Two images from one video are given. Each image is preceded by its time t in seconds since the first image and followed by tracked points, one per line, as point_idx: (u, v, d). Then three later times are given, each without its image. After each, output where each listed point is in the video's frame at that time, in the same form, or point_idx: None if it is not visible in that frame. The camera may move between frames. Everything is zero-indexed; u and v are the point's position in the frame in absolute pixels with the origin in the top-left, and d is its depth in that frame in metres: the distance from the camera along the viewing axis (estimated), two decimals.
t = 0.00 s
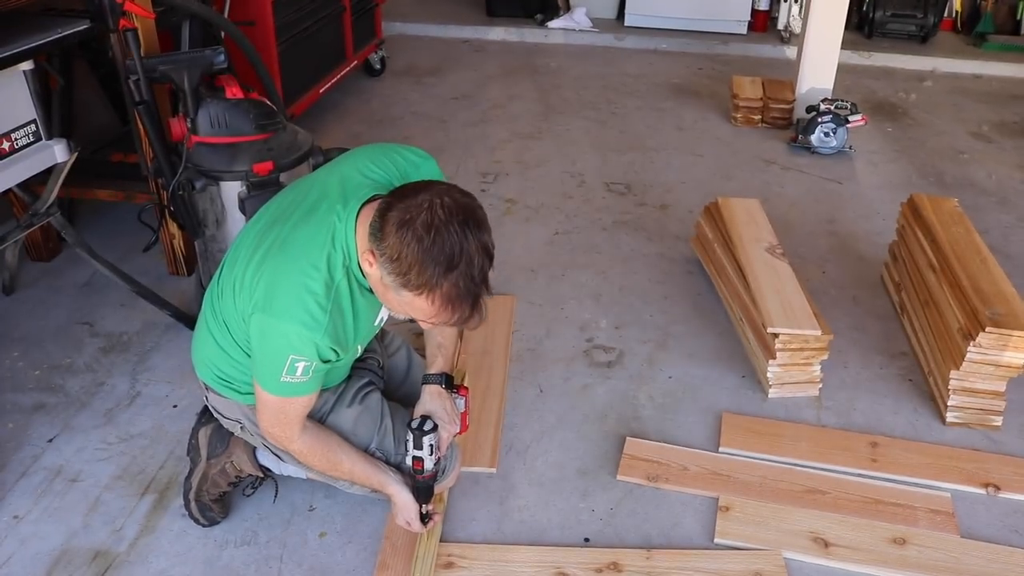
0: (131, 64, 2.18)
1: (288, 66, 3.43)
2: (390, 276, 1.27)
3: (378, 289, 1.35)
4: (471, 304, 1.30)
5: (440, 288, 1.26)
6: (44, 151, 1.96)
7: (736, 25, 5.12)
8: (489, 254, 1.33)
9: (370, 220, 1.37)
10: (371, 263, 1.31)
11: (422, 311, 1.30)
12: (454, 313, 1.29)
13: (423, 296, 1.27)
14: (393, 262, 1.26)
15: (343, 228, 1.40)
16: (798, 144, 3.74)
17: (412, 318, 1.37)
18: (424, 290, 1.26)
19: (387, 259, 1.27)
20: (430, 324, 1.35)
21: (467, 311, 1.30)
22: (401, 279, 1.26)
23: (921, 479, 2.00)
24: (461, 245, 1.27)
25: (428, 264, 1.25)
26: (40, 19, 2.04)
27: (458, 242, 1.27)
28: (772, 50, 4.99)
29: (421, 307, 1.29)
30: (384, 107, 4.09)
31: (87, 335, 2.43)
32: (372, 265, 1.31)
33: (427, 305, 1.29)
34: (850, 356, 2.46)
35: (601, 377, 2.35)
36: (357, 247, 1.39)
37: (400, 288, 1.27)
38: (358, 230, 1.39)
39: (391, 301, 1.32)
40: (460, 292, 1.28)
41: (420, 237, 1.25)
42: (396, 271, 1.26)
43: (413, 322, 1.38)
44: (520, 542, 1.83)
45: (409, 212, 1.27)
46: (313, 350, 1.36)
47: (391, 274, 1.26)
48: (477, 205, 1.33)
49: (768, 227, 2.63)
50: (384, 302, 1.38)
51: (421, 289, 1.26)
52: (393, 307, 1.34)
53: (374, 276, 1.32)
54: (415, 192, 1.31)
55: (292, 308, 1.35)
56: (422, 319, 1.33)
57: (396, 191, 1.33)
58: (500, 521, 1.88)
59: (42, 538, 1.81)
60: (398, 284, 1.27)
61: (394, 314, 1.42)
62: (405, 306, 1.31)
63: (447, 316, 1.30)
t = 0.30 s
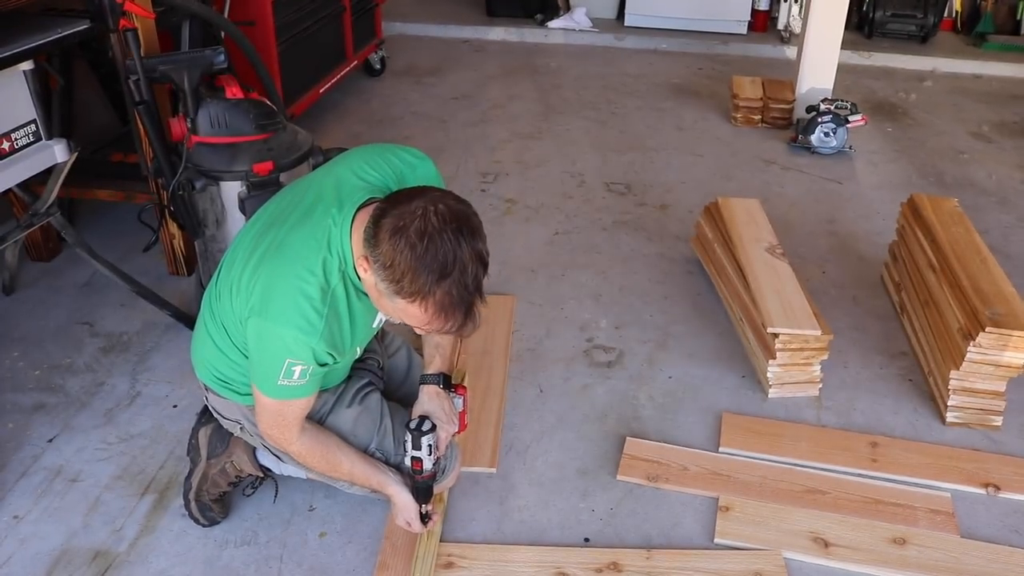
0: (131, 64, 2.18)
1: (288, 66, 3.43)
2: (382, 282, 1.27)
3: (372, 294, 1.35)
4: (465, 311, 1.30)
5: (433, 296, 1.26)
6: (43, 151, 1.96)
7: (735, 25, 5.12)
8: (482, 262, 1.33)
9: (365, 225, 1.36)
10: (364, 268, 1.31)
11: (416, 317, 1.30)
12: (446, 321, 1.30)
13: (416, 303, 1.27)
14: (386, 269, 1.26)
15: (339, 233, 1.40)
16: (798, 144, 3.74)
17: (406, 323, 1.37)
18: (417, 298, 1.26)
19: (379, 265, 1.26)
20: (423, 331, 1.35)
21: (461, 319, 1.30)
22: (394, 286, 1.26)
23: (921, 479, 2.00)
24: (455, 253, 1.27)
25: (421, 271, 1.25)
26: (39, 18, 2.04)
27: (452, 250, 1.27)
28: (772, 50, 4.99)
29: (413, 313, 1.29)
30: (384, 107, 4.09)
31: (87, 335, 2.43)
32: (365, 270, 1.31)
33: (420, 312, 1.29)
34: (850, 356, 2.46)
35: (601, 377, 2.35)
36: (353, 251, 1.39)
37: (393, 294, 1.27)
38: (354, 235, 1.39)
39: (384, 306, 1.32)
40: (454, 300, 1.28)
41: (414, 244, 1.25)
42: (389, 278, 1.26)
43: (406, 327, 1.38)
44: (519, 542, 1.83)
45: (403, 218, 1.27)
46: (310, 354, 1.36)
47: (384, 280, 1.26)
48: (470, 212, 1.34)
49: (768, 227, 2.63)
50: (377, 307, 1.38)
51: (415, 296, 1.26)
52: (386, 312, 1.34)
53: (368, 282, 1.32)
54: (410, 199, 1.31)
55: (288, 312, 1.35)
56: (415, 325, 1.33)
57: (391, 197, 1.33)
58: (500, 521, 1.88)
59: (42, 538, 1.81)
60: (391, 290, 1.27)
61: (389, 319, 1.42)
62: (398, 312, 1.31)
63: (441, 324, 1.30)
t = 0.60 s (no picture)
0: (131, 64, 2.18)
1: (288, 66, 3.43)
2: (381, 281, 1.27)
3: (371, 295, 1.35)
4: (463, 311, 1.30)
5: (432, 296, 1.26)
6: (43, 151, 1.96)
7: (736, 25, 5.12)
8: (481, 261, 1.33)
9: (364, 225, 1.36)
10: (363, 268, 1.31)
11: (414, 317, 1.30)
12: (445, 321, 1.29)
13: (414, 303, 1.27)
14: (384, 268, 1.26)
15: (338, 234, 1.40)
16: (798, 144, 3.74)
17: (406, 324, 1.37)
18: (415, 297, 1.26)
19: (378, 264, 1.27)
20: (422, 331, 1.35)
21: (459, 319, 1.30)
22: (392, 285, 1.26)
23: (920, 479, 2.00)
24: (453, 252, 1.27)
25: (419, 271, 1.25)
26: (39, 18, 2.04)
27: (450, 249, 1.27)
28: (772, 50, 4.99)
29: (411, 313, 1.29)
30: (384, 107, 4.09)
31: (87, 335, 2.43)
32: (364, 269, 1.31)
33: (418, 312, 1.29)
34: (850, 356, 2.46)
35: (601, 377, 2.35)
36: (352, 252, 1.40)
37: (391, 294, 1.27)
38: (353, 236, 1.39)
39: (383, 305, 1.33)
40: (452, 300, 1.28)
41: (411, 243, 1.25)
42: (387, 277, 1.26)
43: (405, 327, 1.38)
44: (520, 542, 1.83)
45: (401, 218, 1.27)
46: (309, 355, 1.36)
47: (383, 280, 1.27)
48: (469, 212, 1.33)
49: (768, 227, 2.63)
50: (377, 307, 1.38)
51: (413, 295, 1.26)
52: (385, 311, 1.35)
53: (366, 282, 1.32)
54: (408, 198, 1.31)
55: (289, 313, 1.35)
56: (414, 325, 1.33)
57: (389, 197, 1.33)
58: (500, 521, 1.88)
59: (42, 538, 1.81)
60: (389, 289, 1.27)
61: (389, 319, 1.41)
62: (397, 312, 1.31)
63: (440, 324, 1.30)
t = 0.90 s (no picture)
0: (131, 64, 2.18)
1: (288, 66, 3.43)
2: (390, 285, 1.27)
3: (378, 299, 1.35)
4: (472, 314, 1.30)
5: (441, 299, 1.26)
6: (43, 151, 1.96)
7: (735, 25, 5.12)
8: (489, 265, 1.33)
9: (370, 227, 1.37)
10: (371, 272, 1.31)
11: (423, 321, 1.30)
12: (454, 325, 1.30)
13: (423, 307, 1.27)
14: (393, 272, 1.26)
15: (343, 235, 1.40)
16: (798, 144, 3.74)
17: (412, 327, 1.37)
18: (424, 301, 1.26)
19: (387, 268, 1.26)
20: (430, 335, 1.35)
21: (468, 322, 1.30)
22: (402, 289, 1.26)
23: (920, 479, 2.00)
24: (462, 256, 1.28)
25: (429, 274, 1.25)
26: (39, 18, 2.04)
27: (458, 253, 1.27)
28: (772, 51, 4.99)
29: (421, 317, 1.29)
30: (384, 108, 4.09)
31: (87, 335, 2.43)
32: (372, 273, 1.31)
33: (427, 316, 1.29)
34: (850, 356, 2.46)
35: (601, 377, 2.35)
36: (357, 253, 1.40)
37: (400, 298, 1.27)
38: (358, 237, 1.39)
39: (391, 309, 1.32)
40: (461, 303, 1.28)
41: (420, 248, 1.25)
42: (396, 282, 1.26)
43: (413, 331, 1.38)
44: (520, 542, 1.83)
45: (409, 222, 1.27)
46: (302, 350, 1.36)
47: (391, 284, 1.26)
48: (476, 216, 1.34)
49: (768, 227, 2.63)
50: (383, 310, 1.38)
51: (422, 299, 1.26)
52: (393, 315, 1.34)
53: (374, 287, 1.32)
54: (415, 203, 1.31)
55: (287, 309, 1.35)
56: (422, 329, 1.33)
57: (396, 201, 1.33)
58: (500, 521, 1.88)
59: (42, 538, 1.81)
60: (398, 293, 1.27)
61: (394, 323, 1.41)
62: (405, 316, 1.31)
63: (449, 327, 1.30)
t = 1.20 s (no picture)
0: (131, 64, 2.18)
1: (288, 66, 3.43)
2: (395, 293, 1.27)
3: (383, 306, 1.34)
4: (478, 321, 1.30)
5: (447, 307, 1.26)
6: (43, 151, 1.96)
7: (736, 25, 5.12)
8: (495, 272, 1.33)
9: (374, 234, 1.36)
10: (376, 279, 1.31)
11: (428, 328, 1.30)
12: (460, 333, 1.30)
13: (429, 314, 1.27)
14: (399, 279, 1.26)
15: (346, 243, 1.40)
16: (798, 144, 3.74)
17: (417, 334, 1.37)
18: (429, 309, 1.26)
19: (392, 276, 1.26)
20: (435, 342, 1.35)
21: (473, 329, 1.30)
22: (407, 296, 1.26)
23: (920, 479, 2.00)
24: (467, 264, 1.28)
25: (435, 282, 1.25)
26: (39, 18, 2.04)
27: (464, 260, 1.27)
28: (772, 51, 4.99)
29: (427, 324, 1.29)
30: (384, 107, 4.09)
31: (87, 335, 2.43)
32: (377, 281, 1.31)
33: (432, 323, 1.29)
34: (850, 356, 2.46)
35: (601, 377, 2.35)
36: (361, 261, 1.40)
37: (406, 305, 1.27)
38: (361, 245, 1.39)
39: (396, 316, 1.32)
40: (467, 311, 1.28)
41: (426, 255, 1.25)
42: (402, 289, 1.26)
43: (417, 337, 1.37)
44: (520, 542, 1.83)
45: (414, 230, 1.27)
46: (307, 359, 1.37)
47: (397, 292, 1.27)
48: (482, 222, 1.34)
49: (768, 227, 2.63)
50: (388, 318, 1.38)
51: (428, 307, 1.26)
52: (398, 323, 1.34)
53: (379, 294, 1.32)
54: (420, 210, 1.31)
55: (291, 317, 1.36)
56: (427, 336, 1.33)
57: (401, 208, 1.33)
58: (500, 521, 1.88)
59: (42, 538, 1.81)
60: (404, 301, 1.27)
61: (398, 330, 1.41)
62: (411, 323, 1.31)
63: (455, 335, 1.30)
